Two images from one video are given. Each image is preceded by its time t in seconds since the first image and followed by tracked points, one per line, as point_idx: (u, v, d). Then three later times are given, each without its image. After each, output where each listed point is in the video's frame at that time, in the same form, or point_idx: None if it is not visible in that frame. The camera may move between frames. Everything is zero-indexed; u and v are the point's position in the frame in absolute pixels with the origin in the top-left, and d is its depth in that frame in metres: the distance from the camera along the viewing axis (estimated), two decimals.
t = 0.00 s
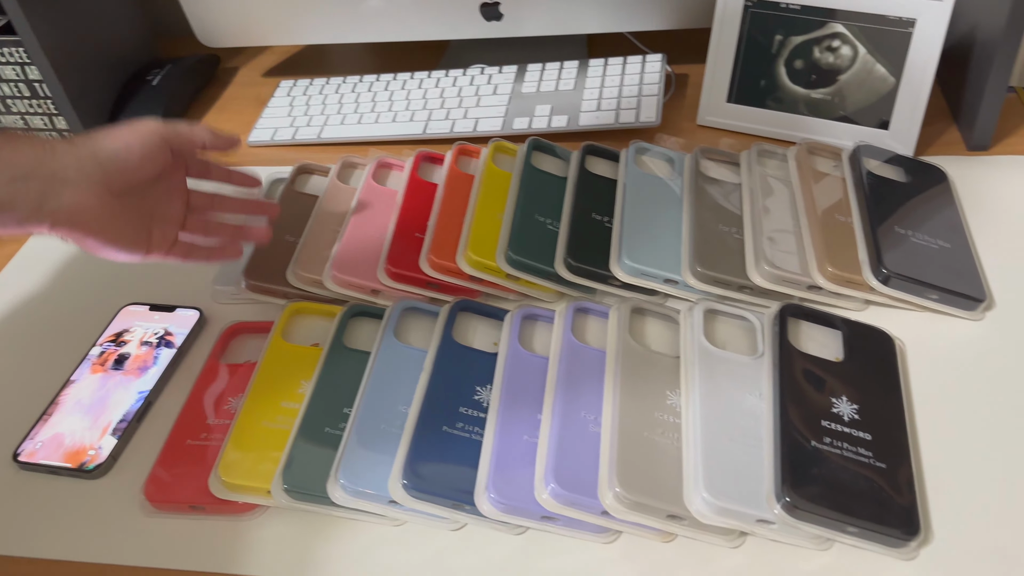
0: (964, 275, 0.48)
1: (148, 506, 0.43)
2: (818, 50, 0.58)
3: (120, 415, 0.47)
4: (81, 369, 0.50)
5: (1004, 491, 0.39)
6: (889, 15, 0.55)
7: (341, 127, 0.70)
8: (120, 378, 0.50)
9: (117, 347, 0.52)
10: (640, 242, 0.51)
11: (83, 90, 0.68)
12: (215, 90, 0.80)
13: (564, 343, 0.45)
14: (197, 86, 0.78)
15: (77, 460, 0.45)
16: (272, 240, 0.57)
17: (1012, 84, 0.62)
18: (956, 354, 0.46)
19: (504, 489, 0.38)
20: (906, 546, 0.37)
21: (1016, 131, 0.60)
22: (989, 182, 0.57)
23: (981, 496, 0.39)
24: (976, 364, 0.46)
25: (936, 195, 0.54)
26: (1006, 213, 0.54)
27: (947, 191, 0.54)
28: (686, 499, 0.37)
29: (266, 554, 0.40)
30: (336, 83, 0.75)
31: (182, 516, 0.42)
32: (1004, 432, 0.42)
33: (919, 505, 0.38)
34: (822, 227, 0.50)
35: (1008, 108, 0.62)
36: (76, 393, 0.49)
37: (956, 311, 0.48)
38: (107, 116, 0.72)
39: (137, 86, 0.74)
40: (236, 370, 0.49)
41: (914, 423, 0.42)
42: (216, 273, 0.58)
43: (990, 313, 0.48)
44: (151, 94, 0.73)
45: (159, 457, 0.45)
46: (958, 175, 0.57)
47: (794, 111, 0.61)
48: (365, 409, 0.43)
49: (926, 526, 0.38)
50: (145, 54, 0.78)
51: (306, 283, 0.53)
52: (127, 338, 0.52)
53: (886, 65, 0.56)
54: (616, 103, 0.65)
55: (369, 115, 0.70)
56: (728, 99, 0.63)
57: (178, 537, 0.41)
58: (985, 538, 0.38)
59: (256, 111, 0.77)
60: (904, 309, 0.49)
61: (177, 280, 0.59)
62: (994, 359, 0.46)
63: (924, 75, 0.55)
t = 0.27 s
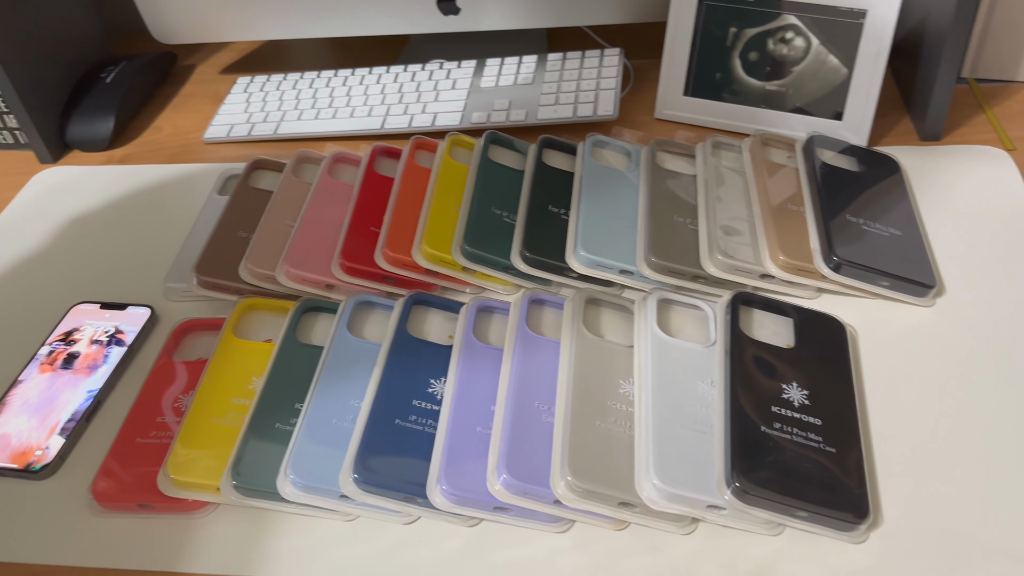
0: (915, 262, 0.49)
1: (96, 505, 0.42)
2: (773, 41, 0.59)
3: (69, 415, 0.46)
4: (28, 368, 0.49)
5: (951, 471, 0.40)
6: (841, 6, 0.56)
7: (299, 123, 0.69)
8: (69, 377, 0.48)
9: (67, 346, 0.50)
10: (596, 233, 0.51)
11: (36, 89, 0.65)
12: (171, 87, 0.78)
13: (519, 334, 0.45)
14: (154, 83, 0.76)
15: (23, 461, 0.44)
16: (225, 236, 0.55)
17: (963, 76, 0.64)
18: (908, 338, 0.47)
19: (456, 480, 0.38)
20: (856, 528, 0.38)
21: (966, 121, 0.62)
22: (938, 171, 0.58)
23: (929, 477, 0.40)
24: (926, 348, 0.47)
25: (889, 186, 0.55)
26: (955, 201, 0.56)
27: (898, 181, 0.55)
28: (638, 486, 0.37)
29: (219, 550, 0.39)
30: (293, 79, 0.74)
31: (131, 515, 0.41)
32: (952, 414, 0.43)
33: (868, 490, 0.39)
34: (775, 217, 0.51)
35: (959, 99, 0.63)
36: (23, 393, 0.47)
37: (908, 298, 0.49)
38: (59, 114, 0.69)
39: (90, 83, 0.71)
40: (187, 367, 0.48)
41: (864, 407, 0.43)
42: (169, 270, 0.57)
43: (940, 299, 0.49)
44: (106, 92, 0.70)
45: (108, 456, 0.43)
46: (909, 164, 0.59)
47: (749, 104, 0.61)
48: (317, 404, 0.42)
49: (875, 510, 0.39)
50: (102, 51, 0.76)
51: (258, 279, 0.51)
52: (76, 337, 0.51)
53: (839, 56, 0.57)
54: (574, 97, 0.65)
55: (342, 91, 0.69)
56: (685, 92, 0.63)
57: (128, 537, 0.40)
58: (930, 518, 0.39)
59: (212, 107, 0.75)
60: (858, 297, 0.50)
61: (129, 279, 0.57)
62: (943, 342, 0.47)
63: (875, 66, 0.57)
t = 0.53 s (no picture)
0: (889, 250, 0.50)
1: (79, 506, 0.41)
2: (747, 36, 0.60)
3: (50, 416, 0.45)
4: (6, 370, 0.48)
5: (927, 452, 0.41)
6: (813, 0, 0.58)
7: (276, 121, 0.68)
8: (48, 378, 0.47)
9: (45, 347, 0.49)
10: (576, 227, 0.52)
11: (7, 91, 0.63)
12: (145, 86, 0.77)
13: (503, 327, 0.45)
14: (128, 83, 0.75)
15: (3, 463, 0.43)
16: (205, 234, 0.55)
17: (932, 69, 0.65)
18: (883, 324, 0.49)
19: (443, 473, 0.38)
20: (837, 511, 0.39)
21: (935, 114, 0.63)
22: (909, 162, 0.59)
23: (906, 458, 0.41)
24: (901, 334, 0.48)
25: (863, 177, 0.56)
26: (926, 191, 0.57)
27: (871, 172, 0.57)
28: (623, 474, 0.38)
29: (205, 549, 0.39)
30: (269, 77, 0.73)
31: (115, 514, 0.41)
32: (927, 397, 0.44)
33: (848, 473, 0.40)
34: (752, 208, 0.52)
35: (927, 92, 0.65)
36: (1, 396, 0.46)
37: (883, 286, 0.50)
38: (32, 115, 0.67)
39: (62, 84, 0.69)
40: (168, 366, 0.47)
41: (842, 392, 0.44)
42: (147, 270, 0.56)
43: (914, 287, 0.50)
44: (81, 92, 0.69)
45: (90, 456, 0.43)
46: (882, 155, 0.60)
47: (723, 98, 0.62)
48: (302, 400, 0.42)
49: (856, 493, 0.40)
50: (76, 51, 0.74)
51: (238, 277, 0.51)
52: (55, 338, 0.50)
53: (811, 50, 0.59)
54: (551, 93, 0.65)
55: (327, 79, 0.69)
56: (661, 87, 0.64)
57: (113, 537, 0.40)
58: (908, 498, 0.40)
59: (188, 106, 0.74)
60: (834, 286, 0.52)
61: (106, 279, 0.56)
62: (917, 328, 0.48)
63: (846, 59, 0.58)
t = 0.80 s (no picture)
0: (894, 243, 0.50)
1: (84, 513, 0.40)
2: (745, 30, 0.60)
3: (49, 421, 0.44)
4: (3, 377, 0.47)
5: (938, 443, 0.42)
6: None
7: (269, 119, 0.67)
8: (46, 384, 0.46)
9: (41, 352, 0.48)
10: (580, 223, 0.51)
11: None
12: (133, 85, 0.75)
13: (512, 325, 0.44)
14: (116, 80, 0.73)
15: (3, 471, 0.42)
16: (202, 234, 0.54)
17: (927, 62, 0.66)
18: (889, 317, 0.49)
19: (458, 473, 0.37)
20: (854, 505, 0.38)
21: (931, 107, 0.64)
22: (908, 155, 0.60)
23: (917, 449, 0.42)
24: (907, 326, 0.48)
25: (864, 170, 0.56)
26: (926, 184, 0.57)
27: (872, 166, 0.57)
28: (640, 471, 0.37)
29: (216, 555, 0.38)
30: (260, 74, 0.71)
31: (121, 521, 0.40)
32: (935, 388, 0.44)
33: (863, 467, 0.40)
34: (756, 203, 0.52)
35: (922, 85, 0.66)
36: None
37: (889, 279, 0.50)
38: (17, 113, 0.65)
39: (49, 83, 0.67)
40: (169, 368, 0.46)
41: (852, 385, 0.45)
42: (143, 271, 0.55)
43: (918, 279, 0.51)
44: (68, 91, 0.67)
45: (94, 460, 0.42)
46: (881, 149, 0.61)
47: (721, 93, 0.62)
48: (311, 401, 0.41)
49: (871, 486, 0.40)
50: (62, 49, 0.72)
51: (237, 277, 0.50)
52: (51, 342, 0.49)
53: (810, 44, 0.59)
54: (549, 89, 0.65)
55: (320, 74, 0.68)
56: (659, 82, 0.64)
57: (119, 545, 0.39)
58: (921, 490, 0.40)
59: (178, 104, 0.73)
60: (839, 279, 0.52)
61: (101, 282, 0.55)
62: (923, 320, 0.48)
63: (845, 53, 0.58)
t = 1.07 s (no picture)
0: (888, 246, 0.51)
1: (83, 520, 0.40)
2: (739, 34, 0.60)
3: (45, 428, 0.44)
4: None
5: (934, 443, 0.42)
6: None
7: (262, 121, 0.66)
8: (42, 391, 0.46)
9: (36, 358, 0.48)
10: (578, 226, 0.51)
11: None
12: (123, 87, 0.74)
13: (512, 329, 0.44)
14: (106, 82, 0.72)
15: None
16: (198, 238, 0.53)
17: (918, 66, 0.67)
18: (884, 318, 0.49)
19: (461, 478, 0.37)
20: (854, 506, 0.39)
21: (922, 110, 0.65)
22: (900, 159, 0.60)
23: (914, 450, 0.42)
24: (902, 327, 0.49)
25: (858, 173, 0.57)
26: (918, 187, 0.58)
27: (865, 169, 0.57)
28: (643, 475, 0.38)
29: (218, 562, 0.38)
30: (252, 76, 0.70)
31: (121, 528, 0.39)
32: (931, 388, 0.45)
33: (862, 469, 0.40)
34: (752, 205, 0.52)
35: (913, 88, 0.67)
36: None
37: (884, 281, 0.50)
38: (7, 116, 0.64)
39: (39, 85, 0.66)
40: (167, 373, 0.46)
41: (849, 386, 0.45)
42: (138, 275, 0.54)
43: (912, 281, 0.51)
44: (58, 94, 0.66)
45: (92, 468, 0.41)
46: (874, 152, 0.61)
47: (715, 96, 0.63)
48: (312, 407, 0.41)
49: (870, 487, 0.41)
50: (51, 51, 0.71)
51: (234, 282, 0.50)
52: (46, 348, 0.48)
53: (803, 48, 0.59)
54: (543, 92, 0.65)
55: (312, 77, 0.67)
56: (653, 85, 0.64)
57: (118, 553, 0.38)
58: (919, 491, 0.40)
59: (170, 107, 0.72)
60: (834, 282, 0.52)
61: (94, 287, 0.54)
62: (917, 321, 0.49)
63: (838, 56, 0.59)
